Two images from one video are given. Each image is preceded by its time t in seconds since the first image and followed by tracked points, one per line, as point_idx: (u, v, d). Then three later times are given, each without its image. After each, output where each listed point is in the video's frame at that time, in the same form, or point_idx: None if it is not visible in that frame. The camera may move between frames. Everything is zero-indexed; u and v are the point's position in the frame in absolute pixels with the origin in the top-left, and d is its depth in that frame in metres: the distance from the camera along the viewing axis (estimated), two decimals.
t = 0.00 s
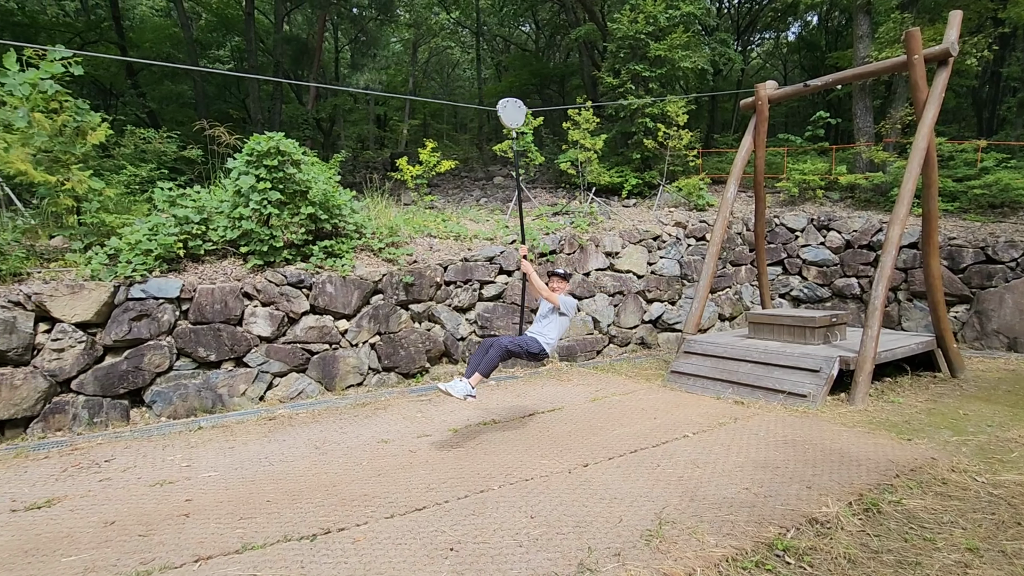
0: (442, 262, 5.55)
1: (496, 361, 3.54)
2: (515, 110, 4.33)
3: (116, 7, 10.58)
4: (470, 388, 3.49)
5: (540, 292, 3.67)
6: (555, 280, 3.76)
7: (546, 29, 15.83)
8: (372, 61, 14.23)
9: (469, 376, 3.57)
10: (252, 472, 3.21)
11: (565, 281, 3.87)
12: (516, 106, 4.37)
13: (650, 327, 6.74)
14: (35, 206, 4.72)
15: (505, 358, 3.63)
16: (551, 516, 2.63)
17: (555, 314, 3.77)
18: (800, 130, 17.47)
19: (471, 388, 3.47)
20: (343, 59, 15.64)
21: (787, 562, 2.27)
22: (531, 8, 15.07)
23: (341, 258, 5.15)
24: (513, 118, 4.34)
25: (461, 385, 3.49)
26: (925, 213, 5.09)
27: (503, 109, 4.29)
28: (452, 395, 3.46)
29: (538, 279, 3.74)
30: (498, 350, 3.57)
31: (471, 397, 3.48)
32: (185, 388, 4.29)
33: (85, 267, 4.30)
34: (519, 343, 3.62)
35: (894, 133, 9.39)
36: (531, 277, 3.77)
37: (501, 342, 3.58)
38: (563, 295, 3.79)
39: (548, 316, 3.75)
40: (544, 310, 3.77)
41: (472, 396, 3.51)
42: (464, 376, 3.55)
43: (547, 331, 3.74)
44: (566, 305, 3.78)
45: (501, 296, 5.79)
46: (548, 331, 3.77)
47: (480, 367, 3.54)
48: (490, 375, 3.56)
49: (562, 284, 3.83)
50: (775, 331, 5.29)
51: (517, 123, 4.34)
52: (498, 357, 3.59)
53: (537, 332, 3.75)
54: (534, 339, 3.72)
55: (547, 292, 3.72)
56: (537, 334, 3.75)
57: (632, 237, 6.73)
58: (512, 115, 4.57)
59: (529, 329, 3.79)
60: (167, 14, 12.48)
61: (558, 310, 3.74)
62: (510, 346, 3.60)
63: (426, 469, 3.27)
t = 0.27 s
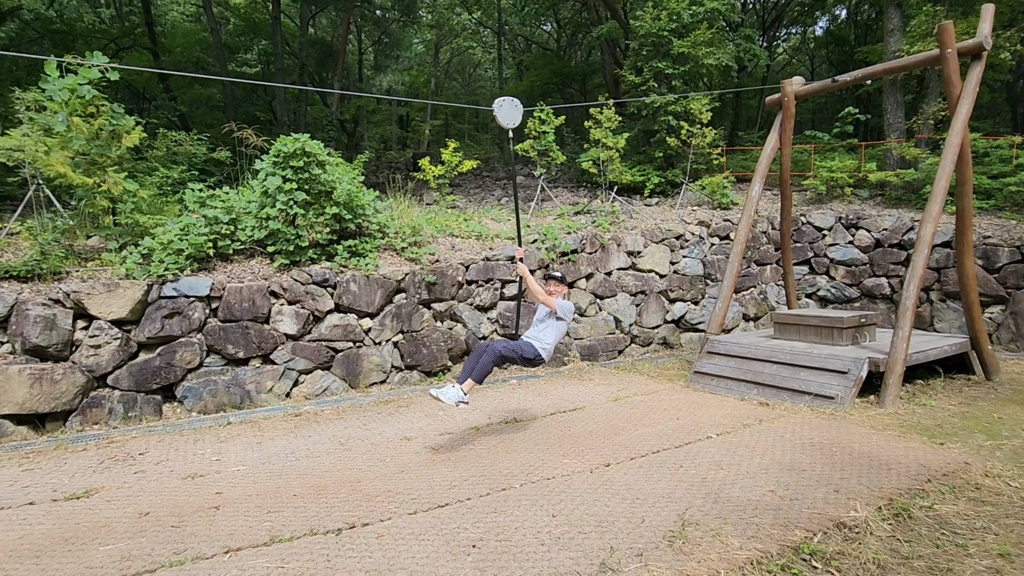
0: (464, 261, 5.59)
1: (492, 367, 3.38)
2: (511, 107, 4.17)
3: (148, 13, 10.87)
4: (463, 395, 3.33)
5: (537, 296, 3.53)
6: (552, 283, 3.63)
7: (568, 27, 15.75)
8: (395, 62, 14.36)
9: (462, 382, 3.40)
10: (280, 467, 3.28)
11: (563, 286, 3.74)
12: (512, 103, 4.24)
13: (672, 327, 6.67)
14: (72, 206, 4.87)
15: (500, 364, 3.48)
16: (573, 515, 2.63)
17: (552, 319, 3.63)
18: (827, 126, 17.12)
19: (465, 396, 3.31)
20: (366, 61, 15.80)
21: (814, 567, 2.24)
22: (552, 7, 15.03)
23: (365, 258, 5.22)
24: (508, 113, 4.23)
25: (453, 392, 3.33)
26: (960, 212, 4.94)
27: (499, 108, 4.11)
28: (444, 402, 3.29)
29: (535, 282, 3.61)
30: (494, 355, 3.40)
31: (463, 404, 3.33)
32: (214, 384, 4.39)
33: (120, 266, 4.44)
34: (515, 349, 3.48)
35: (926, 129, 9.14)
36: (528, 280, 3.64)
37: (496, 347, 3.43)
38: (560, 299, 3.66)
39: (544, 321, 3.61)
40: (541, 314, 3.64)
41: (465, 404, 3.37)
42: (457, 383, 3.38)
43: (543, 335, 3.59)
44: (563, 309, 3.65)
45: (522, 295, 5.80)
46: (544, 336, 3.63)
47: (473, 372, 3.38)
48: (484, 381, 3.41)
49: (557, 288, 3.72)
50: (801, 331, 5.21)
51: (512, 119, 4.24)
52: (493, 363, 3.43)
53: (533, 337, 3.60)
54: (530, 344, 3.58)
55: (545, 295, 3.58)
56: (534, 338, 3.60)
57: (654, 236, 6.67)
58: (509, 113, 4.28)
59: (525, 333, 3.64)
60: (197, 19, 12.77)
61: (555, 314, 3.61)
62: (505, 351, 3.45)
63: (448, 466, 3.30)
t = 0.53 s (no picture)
0: (486, 261, 5.62)
1: (483, 373, 3.29)
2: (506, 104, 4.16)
3: (181, 19, 11.15)
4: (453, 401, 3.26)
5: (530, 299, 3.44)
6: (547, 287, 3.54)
7: (591, 26, 15.65)
8: (419, 64, 14.46)
9: (453, 388, 3.37)
10: (307, 462, 3.35)
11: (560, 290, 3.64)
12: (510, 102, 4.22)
13: (697, 327, 6.60)
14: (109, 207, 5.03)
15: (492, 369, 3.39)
16: (596, 515, 2.63)
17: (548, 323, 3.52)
18: (857, 122, 16.72)
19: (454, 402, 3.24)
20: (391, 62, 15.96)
21: (843, 573, 2.20)
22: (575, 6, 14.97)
23: (389, 257, 5.28)
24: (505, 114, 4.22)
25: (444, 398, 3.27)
26: (998, 210, 4.80)
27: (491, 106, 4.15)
28: (435, 407, 3.25)
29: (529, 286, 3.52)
30: (485, 361, 3.31)
31: (454, 410, 3.25)
32: (244, 380, 4.50)
33: (154, 265, 4.57)
34: (508, 354, 3.37)
35: (962, 124, 8.87)
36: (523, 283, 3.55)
37: (488, 352, 3.34)
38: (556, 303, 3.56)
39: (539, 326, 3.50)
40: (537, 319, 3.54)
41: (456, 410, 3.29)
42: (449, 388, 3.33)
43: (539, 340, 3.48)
44: (559, 313, 3.55)
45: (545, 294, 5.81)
46: (540, 341, 3.51)
47: (464, 379, 3.32)
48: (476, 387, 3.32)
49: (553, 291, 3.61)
50: (830, 332, 5.11)
51: (513, 120, 4.22)
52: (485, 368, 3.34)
53: (528, 342, 3.49)
54: (524, 349, 3.47)
55: (539, 299, 3.48)
56: (529, 343, 3.49)
57: (678, 235, 6.61)
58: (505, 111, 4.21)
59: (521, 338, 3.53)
60: (227, 24, 13.06)
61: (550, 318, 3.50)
62: (497, 356, 3.35)
63: (472, 464, 3.32)
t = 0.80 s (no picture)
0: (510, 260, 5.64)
1: (475, 378, 3.24)
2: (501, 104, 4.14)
3: (213, 23, 11.43)
4: (444, 406, 3.23)
5: (526, 303, 3.37)
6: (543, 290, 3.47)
7: (615, 23, 15.50)
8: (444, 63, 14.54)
9: (445, 392, 3.27)
10: (335, 457, 3.41)
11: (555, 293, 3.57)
12: (505, 99, 4.11)
13: (724, 327, 6.52)
14: (146, 207, 5.20)
15: (486, 374, 3.34)
16: (620, 514, 2.63)
17: (543, 327, 3.46)
18: (891, 117, 16.26)
19: (446, 407, 3.21)
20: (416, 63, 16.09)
21: None
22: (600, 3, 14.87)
23: (414, 256, 5.33)
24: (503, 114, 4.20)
25: (435, 402, 3.24)
26: None
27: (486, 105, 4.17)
28: (425, 413, 3.22)
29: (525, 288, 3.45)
30: (478, 365, 3.25)
31: (445, 416, 3.22)
32: (274, 375, 4.60)
33: (189, 263, 4.70)
34: (501, 359, 3.32)
35: (1004, 118, 8.55)
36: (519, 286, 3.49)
37: (481, 357, 3.29)
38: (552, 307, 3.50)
39: (534, 330, 3.44)
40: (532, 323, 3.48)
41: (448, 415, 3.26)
42: (440, 393, 3.28)
43: (533, 345, 3.42)
44: (554, 317, 3.48)
45: (569, 293, 5.80)
46: (535, 345, 3.45)
47: (456, 384, 3.22)
48: (468, 393, 3.28)
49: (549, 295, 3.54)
50: (863, 333, 4.99)
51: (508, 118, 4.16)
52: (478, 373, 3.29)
53: (523, 346, 3.44)
54: (518, 353, 3.42)
55: (535, 302, 3.41)
56: (523, 347, 3.43)
57: (705, 233, 6.52)
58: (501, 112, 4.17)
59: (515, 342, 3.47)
60: (258, 28, 13.34)
61: (546, 323, 3.44)
62: (490, 360, 3.29)
63: (496, 462, 3.34)
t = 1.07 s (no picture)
0: (536, 258, 5.64)
1: (466, 382, 3.18)
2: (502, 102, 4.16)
3: (246, 27, 11.70)
4: (434, 410, 3.17)
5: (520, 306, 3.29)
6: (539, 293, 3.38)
7: (643, 19, 15.30)
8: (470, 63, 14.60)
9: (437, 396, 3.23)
10: (364, 451, 3.48)
11: (554, 296, 3.47)
12: (502, 98, 4.09)
13: (753, 327, 6.41)
14: (184, 207, 5.36)
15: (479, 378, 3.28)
16: (647, 514, 2.62)
17: (539, 332, 3.36)
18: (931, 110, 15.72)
19: (436, 411, 3.15)
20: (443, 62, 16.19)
21: None
22: None
23: (441, 254, 5.38)
24: (504, 115, 4.18)
25: (426, 406, 3.18)
26: None
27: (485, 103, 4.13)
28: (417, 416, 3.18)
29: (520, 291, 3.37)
30: (470, 369, 3.20)
31: (437, 420, 3.17)
32: (305, 371, 4.70)
33: (224, 261, 4.83)
34: (493, 362, 3.25)
35: None
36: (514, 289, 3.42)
37: (473, 360, 3.23)
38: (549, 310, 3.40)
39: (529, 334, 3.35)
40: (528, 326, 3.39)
41: (439, 419, 3.20)
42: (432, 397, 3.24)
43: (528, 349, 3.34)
44: (551, 321, 3.37)
45: (596, 291, 5.77)
46: (531, 349, 3.36)
47: (448, 388, 3.19)
48: (459, 397, 3.21)
49: (547, 298, 3.45)
50: (900, 334, 4.86)
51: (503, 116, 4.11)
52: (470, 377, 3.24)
53: (517, 350, 3.35)
54: (512, 357, 3.34)
55: (530, 305, 3.32)
56: (517, 352, 3.35)
57: (734, 231, 6.43)
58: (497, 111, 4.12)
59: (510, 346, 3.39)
60: (289, 30, 13.60)
61: (542, 327, 3.34)
62: (482, 364, 3.23)
63: (522, 459, 3.36)
